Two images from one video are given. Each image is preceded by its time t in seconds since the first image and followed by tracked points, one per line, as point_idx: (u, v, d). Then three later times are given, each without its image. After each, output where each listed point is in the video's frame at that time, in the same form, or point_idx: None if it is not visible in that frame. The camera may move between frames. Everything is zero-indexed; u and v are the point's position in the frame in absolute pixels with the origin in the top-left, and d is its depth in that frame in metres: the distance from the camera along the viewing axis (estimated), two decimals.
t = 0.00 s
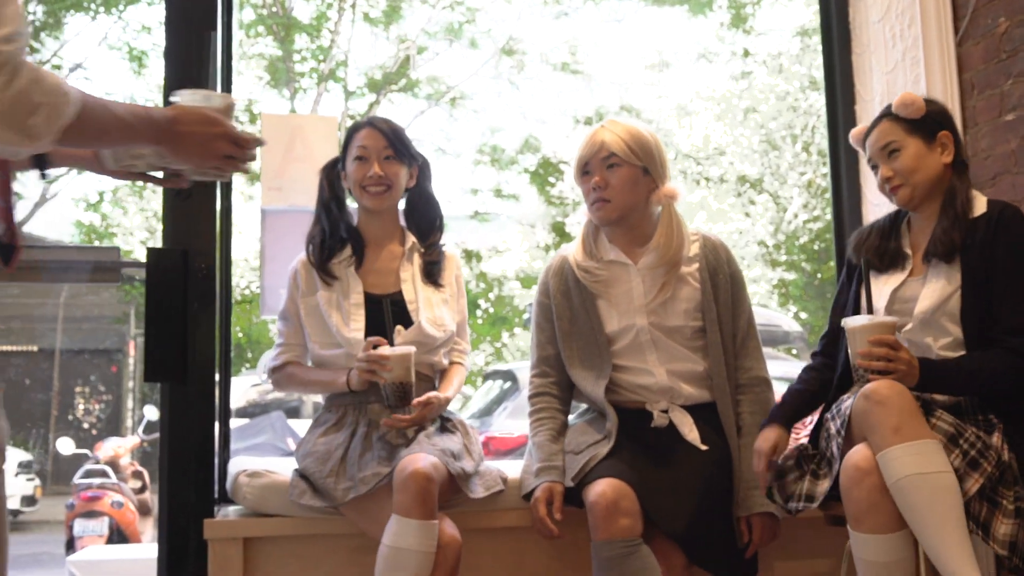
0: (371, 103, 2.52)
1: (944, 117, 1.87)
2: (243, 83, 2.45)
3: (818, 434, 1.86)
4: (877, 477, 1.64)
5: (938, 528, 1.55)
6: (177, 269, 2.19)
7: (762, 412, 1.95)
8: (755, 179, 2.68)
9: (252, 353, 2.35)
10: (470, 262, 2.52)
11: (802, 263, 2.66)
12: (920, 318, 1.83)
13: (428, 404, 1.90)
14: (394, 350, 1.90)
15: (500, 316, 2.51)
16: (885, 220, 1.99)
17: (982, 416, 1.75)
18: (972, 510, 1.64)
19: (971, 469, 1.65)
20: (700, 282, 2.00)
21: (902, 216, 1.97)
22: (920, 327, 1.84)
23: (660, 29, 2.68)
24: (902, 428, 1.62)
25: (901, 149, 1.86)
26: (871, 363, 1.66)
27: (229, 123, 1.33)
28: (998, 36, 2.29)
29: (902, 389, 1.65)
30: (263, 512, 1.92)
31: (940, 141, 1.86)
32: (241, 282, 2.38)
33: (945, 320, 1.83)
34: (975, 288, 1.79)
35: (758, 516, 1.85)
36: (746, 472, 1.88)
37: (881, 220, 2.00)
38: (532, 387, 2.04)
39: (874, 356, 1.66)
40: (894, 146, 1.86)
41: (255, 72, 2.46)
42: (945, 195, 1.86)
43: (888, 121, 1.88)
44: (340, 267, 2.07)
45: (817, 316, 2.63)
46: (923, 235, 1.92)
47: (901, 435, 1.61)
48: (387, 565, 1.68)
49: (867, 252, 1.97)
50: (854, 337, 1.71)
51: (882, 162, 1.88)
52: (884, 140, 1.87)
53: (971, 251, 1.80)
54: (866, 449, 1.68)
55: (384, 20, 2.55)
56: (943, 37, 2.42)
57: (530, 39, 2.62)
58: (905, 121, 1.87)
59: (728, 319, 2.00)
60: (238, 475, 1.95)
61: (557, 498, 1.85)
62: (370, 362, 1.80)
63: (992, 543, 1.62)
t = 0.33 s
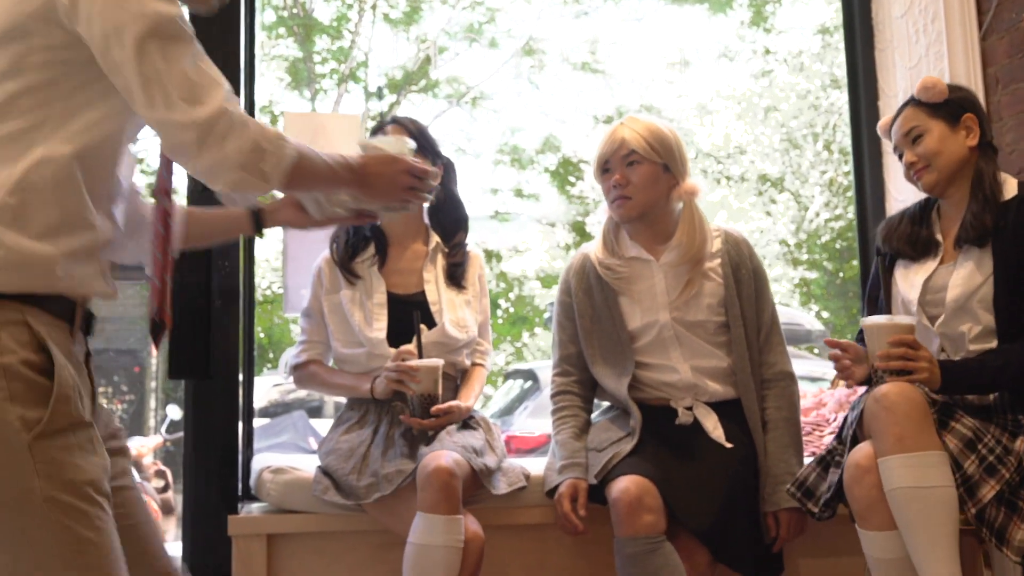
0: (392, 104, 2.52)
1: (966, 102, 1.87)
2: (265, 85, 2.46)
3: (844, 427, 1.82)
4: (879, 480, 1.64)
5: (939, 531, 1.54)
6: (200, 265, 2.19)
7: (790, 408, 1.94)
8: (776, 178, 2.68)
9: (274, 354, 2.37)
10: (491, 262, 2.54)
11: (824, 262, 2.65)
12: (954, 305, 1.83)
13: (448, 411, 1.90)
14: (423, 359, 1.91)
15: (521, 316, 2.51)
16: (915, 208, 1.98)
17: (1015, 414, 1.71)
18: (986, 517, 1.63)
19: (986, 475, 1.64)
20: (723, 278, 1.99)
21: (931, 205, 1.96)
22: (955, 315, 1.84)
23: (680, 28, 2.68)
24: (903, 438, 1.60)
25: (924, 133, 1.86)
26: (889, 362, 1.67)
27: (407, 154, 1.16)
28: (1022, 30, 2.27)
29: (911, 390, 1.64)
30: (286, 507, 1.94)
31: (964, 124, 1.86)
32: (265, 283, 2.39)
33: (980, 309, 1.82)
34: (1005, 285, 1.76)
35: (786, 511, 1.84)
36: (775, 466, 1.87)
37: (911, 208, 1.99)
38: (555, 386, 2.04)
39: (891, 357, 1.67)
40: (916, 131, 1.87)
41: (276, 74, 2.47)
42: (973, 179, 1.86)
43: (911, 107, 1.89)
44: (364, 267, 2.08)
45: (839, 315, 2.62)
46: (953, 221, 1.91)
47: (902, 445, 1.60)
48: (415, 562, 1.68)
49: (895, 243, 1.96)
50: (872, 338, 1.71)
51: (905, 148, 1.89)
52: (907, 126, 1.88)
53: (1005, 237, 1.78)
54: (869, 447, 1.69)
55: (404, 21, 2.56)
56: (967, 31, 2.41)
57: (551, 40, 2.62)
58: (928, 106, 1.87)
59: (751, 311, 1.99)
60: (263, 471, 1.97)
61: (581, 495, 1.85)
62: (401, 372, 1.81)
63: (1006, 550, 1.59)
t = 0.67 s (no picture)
0: (406, 105, 2.53)
1: (975, 96, 1.88)
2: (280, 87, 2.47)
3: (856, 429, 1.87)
4: (903, 472, 1.63)
5: (960, 525, 1.54)
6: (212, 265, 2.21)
7: (804, 405, 1.93)
8: (792, 178, 2.67)
9: (288, 354, 2.40)
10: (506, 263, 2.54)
11: (839, 262, 2.64)
12: (968, 313, 1.83)
13: (470, 405, 1.89)
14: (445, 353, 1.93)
15: (536, 316, 2.52)
16: (924, 206, 1.97)
17: None
18: (1008, 510, 1.62)
19: (1009, 469, 1.64)
20: (723, 273, 1.99)
21: (942, 202, 1.96)
22: (968, 321, 1.84)
23: (696, 28, 2.68)
24: (931, 432, 1.60)
25: (929, 127, 1.87)
26: (908, 356, 1.69)
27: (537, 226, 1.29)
28: None
29: (937, 382, 1.63)
30: (300, 504, 1.95)
31: (972, 118, 1.87)
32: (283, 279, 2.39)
33: (992, 318, 1.83)
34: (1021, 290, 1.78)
35: (790, 505, 1.83)
36: (780, 461, 1.86)
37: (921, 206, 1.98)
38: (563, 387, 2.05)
39: (910, 351, 1.68)
40: (923, 124, 1.88)
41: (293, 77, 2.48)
42: (982, 172, 1.86)
43: (918, 101, 1.90)
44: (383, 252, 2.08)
45: (856, 316, 2.60)
46: (965, 220, 1.91)
47: (929, 439, 1.59)
48: (426, 563, 1.68)
49: (907, 242, 1.95)
50: (888, 334, 1.72)
51: (912, 142, 1.90)
52: (914, 120, 1.90)
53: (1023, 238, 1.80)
54: (890, 441, 1.69)
55: (419, 22, 2.57)
56: (982, 28, 2.42)
57: (564, 40, 2.62)
58: (936, 99, 1.89)
59: (753, 303, 1.98)
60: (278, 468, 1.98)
61: (595, 491, 1.85)
62: (424, 366, 1.83)
63: None
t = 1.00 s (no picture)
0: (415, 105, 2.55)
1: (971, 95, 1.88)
2: (289, 87, 2.47)
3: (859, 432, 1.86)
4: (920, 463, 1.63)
5: (976, 516, 1.53)
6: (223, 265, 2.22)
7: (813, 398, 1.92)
8: (801, 177, 2.66)
9: (297, 354, 2.39)
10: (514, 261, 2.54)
11: (848, 261, 2.63)
12: (956, 314, 1.83)
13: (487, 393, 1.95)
14: (457, 341, 1.96)
15: (544, 316, 2.49)
16: (911, 201, 1.98)
17: None
18: None
19: (1020, 453, 1.65)
20: (738, 266, 1.99)
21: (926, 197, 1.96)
22: (957, 322, 1.84)
23: (704, 27, 2.68)
24: (944, 421, 1.59)
25: (923, 120, 1.88)
26: (912, 351, 1.69)
27: (580, 244, 1.59)
28: None
29: (947, 375, 1.63)
30: (311, 496, 1.96)
31: (966, 117, 1.87)
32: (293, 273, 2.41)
33: (980, 320, 1.84)
34: (1012, 291, 1.80)
35: (804, 498, 1.82)
36: (793, 454, 1.86)
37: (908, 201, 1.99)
38: (578, 377, 2.05)
39: (913, 346, 1.68)
40: (917, 116, 1.89)
41: (301, 77, 2.48)
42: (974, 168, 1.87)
43: (917, 93, 1.91)
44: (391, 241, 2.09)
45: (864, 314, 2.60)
46: (955, 221, 1.91)
47: (944, 428, 1.59)
48: (438, 558, 1.67)
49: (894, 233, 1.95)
50: (891, 328, 1.72)
51: (904, 133, 1.91)
52: (910, 111, 1.90)
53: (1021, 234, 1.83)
54: (902, 433, 1.68)
55: (427, 22, 2.57)
56: (992, 21, 2.43)
57: (572, 39, 2.62)
58: (935, 93, 1.89)
59: (768, 299, 1.98)
60: (288, 460, 1.99)
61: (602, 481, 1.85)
62: (442, 355, 1.88)
63: None
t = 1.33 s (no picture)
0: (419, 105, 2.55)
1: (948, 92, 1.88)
2: (292, 87, 2.48)
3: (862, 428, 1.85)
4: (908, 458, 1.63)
5: (967, 511, 1.53)
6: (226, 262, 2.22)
7: (817, 394, 1.92)
8: (805, 176, 2.66)
9: (300, 352, 2.39)
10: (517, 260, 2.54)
11: (852, 259, 2.63)
12: (951, 307, 1.84)
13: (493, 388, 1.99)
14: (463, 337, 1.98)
15: (548, 316, 2.50)
16: (903, 199, 1.97)
17: None
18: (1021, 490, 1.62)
19: (1016, 448, 1.64)
20: (753, 262, 1.99)
21: (918, 194, 1.96)
22: (951, 316, 1.85)
23: (707, 26, 2.67)
24: (931, 416, 1.59)
25: (902, 123, 1.89)
26: (909, 349, 1.68)
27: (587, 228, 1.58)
28: None
29: (938, 370, 1.63)
30: (314, 491, 1.96)
31: (944, 114, 1.87)
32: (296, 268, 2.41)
33: (977, 313, 1.84)
34: (1006, 284, 1.80)
35: (809, 493, 1.83)
36: (800, 450, 1.87)
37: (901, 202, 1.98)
38: (587, 364, 2.04)
39: (911, 342, 1.68)
40: (896, 121, 1.91)
41: (304, 76, 2.49)
42: (951, 167, 1.86)
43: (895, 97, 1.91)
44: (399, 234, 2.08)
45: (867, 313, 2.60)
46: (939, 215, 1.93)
47: (930, 424, 1.59)
48: (458, 544, 1.67)
49: (886, 232, 1.95)
50: (891, 322, 1.72)
51: (886, 137, 1.93)
52: (889, 115, 1.92)
53: None
54: (893, 428, 1.68)
55: (430, 21, 2.57)
56: (997, 14, 2.45)
57: (576, 38, 2.62)
58: (908, 93, 1.89)
59: (781, 298, 1.99)
60: (290, 455, 2.00)
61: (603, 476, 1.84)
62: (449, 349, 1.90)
63: None
